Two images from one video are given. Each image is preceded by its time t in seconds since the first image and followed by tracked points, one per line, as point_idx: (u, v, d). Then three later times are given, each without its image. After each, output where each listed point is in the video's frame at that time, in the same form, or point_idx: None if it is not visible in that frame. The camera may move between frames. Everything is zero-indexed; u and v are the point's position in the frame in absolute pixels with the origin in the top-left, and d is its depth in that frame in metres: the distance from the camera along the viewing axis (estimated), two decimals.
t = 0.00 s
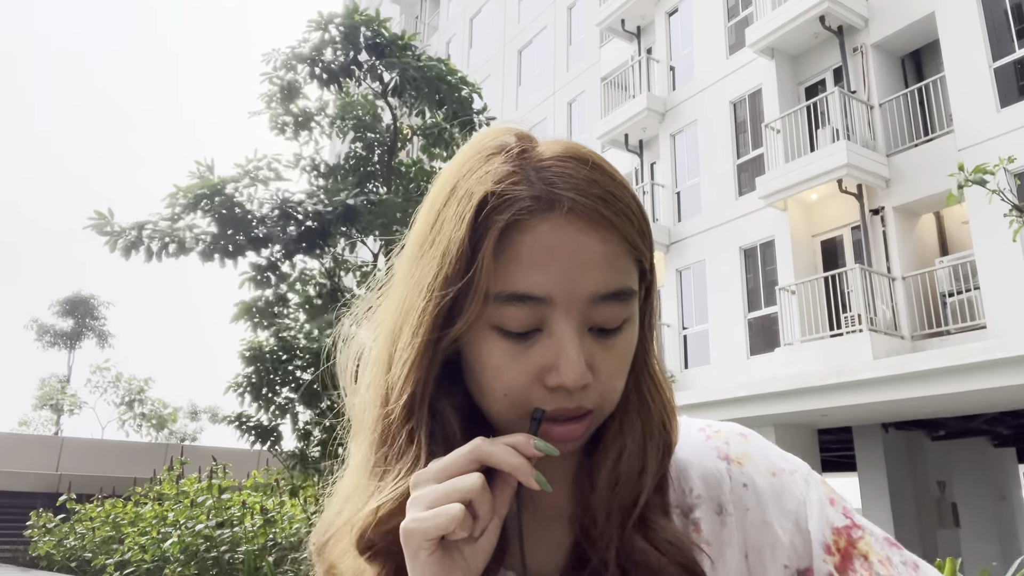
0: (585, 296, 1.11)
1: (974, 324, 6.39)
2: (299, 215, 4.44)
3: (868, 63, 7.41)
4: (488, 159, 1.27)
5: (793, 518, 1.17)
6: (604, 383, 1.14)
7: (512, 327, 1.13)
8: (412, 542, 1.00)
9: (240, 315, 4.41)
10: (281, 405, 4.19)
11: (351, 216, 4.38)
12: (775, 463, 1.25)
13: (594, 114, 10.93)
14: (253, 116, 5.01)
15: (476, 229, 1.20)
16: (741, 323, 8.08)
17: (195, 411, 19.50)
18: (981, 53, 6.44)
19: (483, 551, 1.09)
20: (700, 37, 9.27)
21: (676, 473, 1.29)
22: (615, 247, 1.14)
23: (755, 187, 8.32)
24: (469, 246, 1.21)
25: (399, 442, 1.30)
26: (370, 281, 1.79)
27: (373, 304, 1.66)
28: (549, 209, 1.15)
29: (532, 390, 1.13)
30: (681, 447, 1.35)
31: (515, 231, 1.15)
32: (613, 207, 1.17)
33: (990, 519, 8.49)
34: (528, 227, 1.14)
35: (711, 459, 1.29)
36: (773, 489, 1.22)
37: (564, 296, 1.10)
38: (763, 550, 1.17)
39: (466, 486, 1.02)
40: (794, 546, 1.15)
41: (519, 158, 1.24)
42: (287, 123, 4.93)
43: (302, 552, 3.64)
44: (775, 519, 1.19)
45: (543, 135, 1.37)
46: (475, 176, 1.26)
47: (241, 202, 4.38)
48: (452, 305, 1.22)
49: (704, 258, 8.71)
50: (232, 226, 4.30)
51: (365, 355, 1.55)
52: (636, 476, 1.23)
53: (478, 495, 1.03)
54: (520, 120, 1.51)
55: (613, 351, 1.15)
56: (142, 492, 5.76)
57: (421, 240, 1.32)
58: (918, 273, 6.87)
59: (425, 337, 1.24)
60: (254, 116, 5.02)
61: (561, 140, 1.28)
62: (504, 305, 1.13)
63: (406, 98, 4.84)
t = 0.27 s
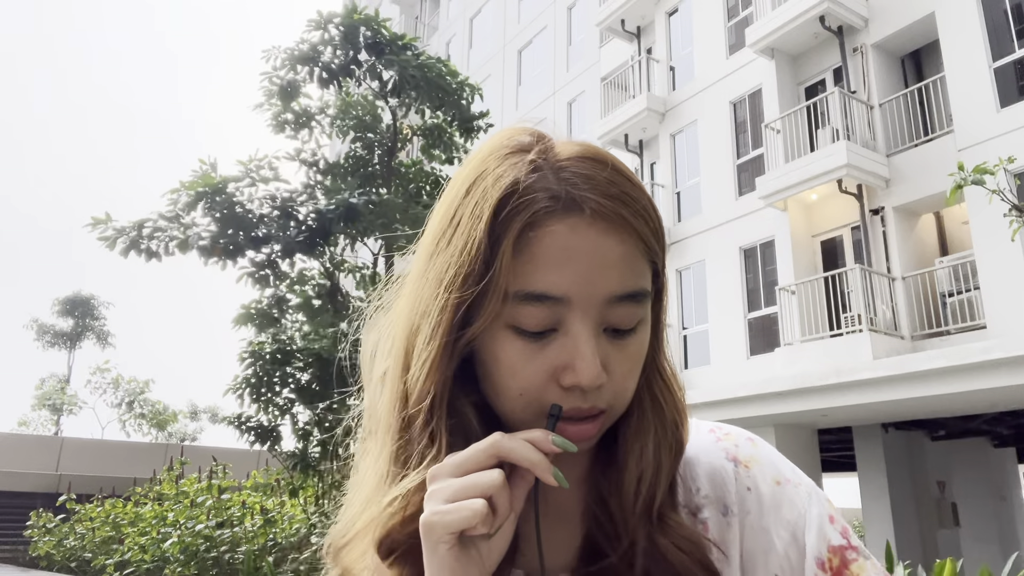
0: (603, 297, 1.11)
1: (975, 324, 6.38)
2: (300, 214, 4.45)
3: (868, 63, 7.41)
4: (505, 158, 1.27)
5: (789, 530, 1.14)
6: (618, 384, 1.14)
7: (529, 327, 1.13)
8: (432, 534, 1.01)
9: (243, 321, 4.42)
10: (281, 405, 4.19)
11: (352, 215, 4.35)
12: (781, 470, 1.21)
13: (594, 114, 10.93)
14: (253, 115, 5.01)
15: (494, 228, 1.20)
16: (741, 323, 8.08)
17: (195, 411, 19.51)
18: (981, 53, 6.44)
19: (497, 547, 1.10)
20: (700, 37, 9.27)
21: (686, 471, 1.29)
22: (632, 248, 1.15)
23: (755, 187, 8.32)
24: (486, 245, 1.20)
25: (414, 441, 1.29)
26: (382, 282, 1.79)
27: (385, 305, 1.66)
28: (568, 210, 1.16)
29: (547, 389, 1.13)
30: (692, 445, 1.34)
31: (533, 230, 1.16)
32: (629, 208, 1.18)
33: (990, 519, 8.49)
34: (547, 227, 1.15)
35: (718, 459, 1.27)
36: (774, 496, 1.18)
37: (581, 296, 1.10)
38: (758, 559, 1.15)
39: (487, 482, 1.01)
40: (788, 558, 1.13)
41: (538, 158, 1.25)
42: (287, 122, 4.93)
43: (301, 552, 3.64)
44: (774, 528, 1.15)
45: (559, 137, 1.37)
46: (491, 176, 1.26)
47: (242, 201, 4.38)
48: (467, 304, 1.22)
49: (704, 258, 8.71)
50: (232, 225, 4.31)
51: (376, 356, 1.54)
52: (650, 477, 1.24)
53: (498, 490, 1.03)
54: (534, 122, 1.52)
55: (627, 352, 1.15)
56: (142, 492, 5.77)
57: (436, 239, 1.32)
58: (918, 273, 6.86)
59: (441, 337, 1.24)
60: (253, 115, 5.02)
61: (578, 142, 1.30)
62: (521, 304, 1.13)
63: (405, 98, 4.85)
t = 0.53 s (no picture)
0: (607, 298, 1.11)
1: (974, 324, 6.39)
2: (300, 215, 4.43)
3: (868, 63, 7.41)
4: (511, 158, 1.27)
5: (790, 531, 1.14)
6: (621, 385, 1.14)
7: (534, 327, 1.13)
8: (436, 536, 1.01)
9: (243, 320, 4.47)
10: (281, 406, 4.18)
11: (353, 215, 4.34)
12: (781, 472, 1.21)
13: (594, 114, 10.93)
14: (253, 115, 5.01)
15: (500, 228, 1.20)
16: (741, 324, 8.08)
17: (195, 411, 19.50)
18: (981, 54, 6.44)
19: (501, 548, 1.10)
20: (700, 37, 9.27)
21: (687, 473, 1.29)
22: (637, 249, 1.15)
23: (755, 187, 8.32)
24: (492, 243, 1.20)
25: (414, 440, 1.29)
26: (384, 279, 1.79)
27: (387, 303, 1.66)
28: (574, 210, 1.16)
29: (550, 390, 1.13)
30: (693, 446, 1.34)
31: (539, 231, 1.15)
32: (636, 210, 1.18)
33: (990, 519, 8.49)
34: (554, 227, 1.15)
35: (720, 460, 1.27)
36: (775, 498, 1.18)
37: (586, 297, 1.10)
38: (759, 560, 1.15)
39: (491, 482, 1.01)
40: (788, 559, 1.12)
41: (545, 157, 1.25)
42: (287, 122, 4.93)
43: (301, 553, 3.63)
44: (775, 529, 1.15)
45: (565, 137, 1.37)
46: (499, 174, 1.26)
47: (242, 201, 4.36)
48: (472, 304, 1.21)
49: (704, 258, 8.71)
50: (232, 225, 4.31)
51: (378, 353, 1.54)
52: (653, 479, 1.24)
53: (503, 492, 1.02)
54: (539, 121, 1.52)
55: (631, 353, 1.16)
56: (142, 492, 5.77)
57: (442, 237, 1.32)
58: (918, 273, 6.87)
59: (446, 335, 1.23)
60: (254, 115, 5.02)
61: (584, 142, 1.30)
62: (526, 304, 1.13)
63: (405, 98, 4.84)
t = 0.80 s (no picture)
0: (607, 298, 1.11)
1: (974, 324, 6.39)
2: (300, 216, 4.43)
3: (868, 63, 7.41)
4: (510, 157, 1.27)
5: (791, 536, 1.14)
6: (621, 386, 1.14)
7: (533, 327, 1.13)
8: (433, 540, 1.01)
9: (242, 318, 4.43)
10: (282, 405, 4.18)
11: (352, 216, 4.36)
12: (782, 476, 1.21)
13: (594, 114, 10.94)
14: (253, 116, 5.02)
15: (499, 227, 1.20)
16: (741, 324, 8.08)
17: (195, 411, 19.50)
18: (981, 54, 6.44)
19: (498, 551, 1.10)
20: (700, 37, 9.27)
21: (688, 475, 1.29)
22: (637, 249, 1.15)
23: (755, 187, 8.32)
24: (491, 243, 1.20)
25: (413, 440, 1.29)
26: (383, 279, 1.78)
27: (386, 303, 1.66)
28: (573, 209, 1.16)
29: (550, 392, 1.13)
30: (694, 449, 1.34)
31: (539, 231, 1.15)
32: (635, 209, 1.18)
33: (989, 519, 8.49)
34: (553, 227, 1.15)
35: (721, 463, 1.27)
36: (775, 502, 1.18)
37: (586, 297, 1.10)
38: (760, 565, 1.15)
39: (488, 486, 1.01)
40: (790, 564, 1.12)
41: (545, 156, 1.25)
42: (286, 123, 4.92)
43: (302, 553, 3.63)
44: (777, 533, 1.15)
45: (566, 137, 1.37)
46: (498, 173, 1.26)
47: (241, 203, 4.37)
48: (472, 304, 1.21)
49: (704, 258, 8.71)
50: (232, 227, 4.31)
51: (377, 353, 1.54)
52: (654, 483, 1.24)
53: (500, 495, 1.02)
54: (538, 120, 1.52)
55: (631, 354, 1.16)
56: (143, 492, 5.76)
57: (441, 237, 1.32)
58: (918, 273, 6.87)
59: (445, 336, 1.23)
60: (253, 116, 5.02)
61: (584, 141, 1.29)
62: (526, 304, 1.13)
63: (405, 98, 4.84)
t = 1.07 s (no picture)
0: (606, 298, 1.11)
1: (974, 324, 6.39)
2: (299, 217, 4.40)
3: (868, 63, 7.41)
4: (510, 156, 1.27)
5: (789, 536, 1.14)
6: (620, 385, 1.14)
7: (532, 326, 1.13)
8: (430, 541, 1.01)
9: (243, 322, 4.41)
10: (284, 405, 4.18)
11: (351, 216, 4.37)
12: (781, 477, 1.21)
13: (594, 114, 10.93)
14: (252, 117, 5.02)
15: (499, 227, 1.20)
16: (741, 324, 8.08)
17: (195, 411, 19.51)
18: (981, 54, 6.44)
19: (496, 551, 1.10)
20: (700, 37, 9.27)
21: (686, 475, 1.29)
22: (636, 248, 1.15)
23: (755, 187, 8.32)
24: (491, 242, 1.20)
25: (413, 439, 1.29)
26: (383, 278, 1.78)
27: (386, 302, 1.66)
28: (573, 208, 1.16)
29: (549, 391, 1.13)
30: (693, 449, 1.34)
31: (538, 231, 1.15)
32: (635, 209, 1.18)
33: (990, 520, 8.48)
34: (552, 226, 1.15)
35: (720, 463, 1.27)
36: (774, 502, 1.18)
37: (585, 296, 1.10)
38: (759, 564, 1.15)
39: (484, 486, 1.01)
40: (788, 564, 1.12)
41: (546, 156, 1.25)
42: (285, 122, 4.92)
43: (301, 553, 3.63)
44: (775, 533, 1.15)
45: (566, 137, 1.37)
46: (499, 172, 1.26)
47: (239, 204, 4.37)
48: (472, 303, 1.21)
49: (704, 258, 8.70)
50: (231, 228, 4.30)
51: (377, 353, 1.54)
52: (651, 483, 1.24)
53: (496, 496, 1.02)
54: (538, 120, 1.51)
55: (630, 354, 1.16)
56: (142, 492, 5.76)
57: (440, 236, 1.32)
58: (918, 273, 6.86)
59: (445, 335, 1.23)
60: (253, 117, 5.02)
61: (585, 140, 1.29)
62: (526, 304, 1.13)
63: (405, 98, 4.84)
